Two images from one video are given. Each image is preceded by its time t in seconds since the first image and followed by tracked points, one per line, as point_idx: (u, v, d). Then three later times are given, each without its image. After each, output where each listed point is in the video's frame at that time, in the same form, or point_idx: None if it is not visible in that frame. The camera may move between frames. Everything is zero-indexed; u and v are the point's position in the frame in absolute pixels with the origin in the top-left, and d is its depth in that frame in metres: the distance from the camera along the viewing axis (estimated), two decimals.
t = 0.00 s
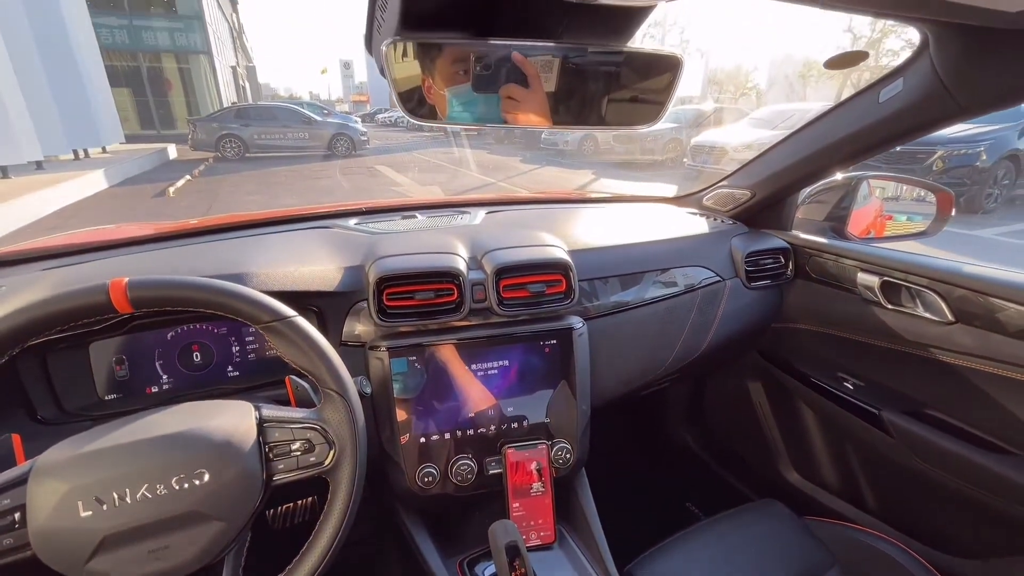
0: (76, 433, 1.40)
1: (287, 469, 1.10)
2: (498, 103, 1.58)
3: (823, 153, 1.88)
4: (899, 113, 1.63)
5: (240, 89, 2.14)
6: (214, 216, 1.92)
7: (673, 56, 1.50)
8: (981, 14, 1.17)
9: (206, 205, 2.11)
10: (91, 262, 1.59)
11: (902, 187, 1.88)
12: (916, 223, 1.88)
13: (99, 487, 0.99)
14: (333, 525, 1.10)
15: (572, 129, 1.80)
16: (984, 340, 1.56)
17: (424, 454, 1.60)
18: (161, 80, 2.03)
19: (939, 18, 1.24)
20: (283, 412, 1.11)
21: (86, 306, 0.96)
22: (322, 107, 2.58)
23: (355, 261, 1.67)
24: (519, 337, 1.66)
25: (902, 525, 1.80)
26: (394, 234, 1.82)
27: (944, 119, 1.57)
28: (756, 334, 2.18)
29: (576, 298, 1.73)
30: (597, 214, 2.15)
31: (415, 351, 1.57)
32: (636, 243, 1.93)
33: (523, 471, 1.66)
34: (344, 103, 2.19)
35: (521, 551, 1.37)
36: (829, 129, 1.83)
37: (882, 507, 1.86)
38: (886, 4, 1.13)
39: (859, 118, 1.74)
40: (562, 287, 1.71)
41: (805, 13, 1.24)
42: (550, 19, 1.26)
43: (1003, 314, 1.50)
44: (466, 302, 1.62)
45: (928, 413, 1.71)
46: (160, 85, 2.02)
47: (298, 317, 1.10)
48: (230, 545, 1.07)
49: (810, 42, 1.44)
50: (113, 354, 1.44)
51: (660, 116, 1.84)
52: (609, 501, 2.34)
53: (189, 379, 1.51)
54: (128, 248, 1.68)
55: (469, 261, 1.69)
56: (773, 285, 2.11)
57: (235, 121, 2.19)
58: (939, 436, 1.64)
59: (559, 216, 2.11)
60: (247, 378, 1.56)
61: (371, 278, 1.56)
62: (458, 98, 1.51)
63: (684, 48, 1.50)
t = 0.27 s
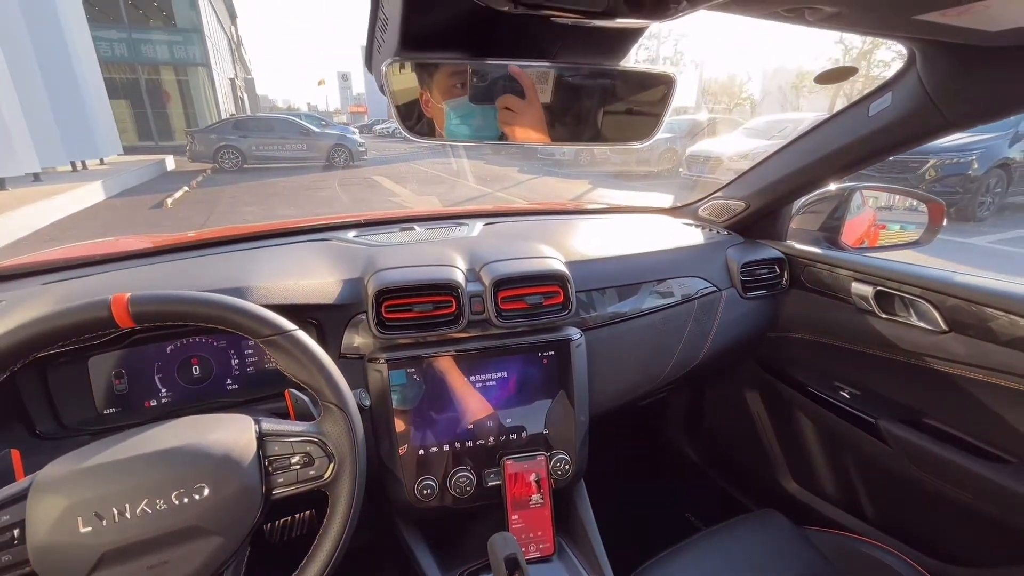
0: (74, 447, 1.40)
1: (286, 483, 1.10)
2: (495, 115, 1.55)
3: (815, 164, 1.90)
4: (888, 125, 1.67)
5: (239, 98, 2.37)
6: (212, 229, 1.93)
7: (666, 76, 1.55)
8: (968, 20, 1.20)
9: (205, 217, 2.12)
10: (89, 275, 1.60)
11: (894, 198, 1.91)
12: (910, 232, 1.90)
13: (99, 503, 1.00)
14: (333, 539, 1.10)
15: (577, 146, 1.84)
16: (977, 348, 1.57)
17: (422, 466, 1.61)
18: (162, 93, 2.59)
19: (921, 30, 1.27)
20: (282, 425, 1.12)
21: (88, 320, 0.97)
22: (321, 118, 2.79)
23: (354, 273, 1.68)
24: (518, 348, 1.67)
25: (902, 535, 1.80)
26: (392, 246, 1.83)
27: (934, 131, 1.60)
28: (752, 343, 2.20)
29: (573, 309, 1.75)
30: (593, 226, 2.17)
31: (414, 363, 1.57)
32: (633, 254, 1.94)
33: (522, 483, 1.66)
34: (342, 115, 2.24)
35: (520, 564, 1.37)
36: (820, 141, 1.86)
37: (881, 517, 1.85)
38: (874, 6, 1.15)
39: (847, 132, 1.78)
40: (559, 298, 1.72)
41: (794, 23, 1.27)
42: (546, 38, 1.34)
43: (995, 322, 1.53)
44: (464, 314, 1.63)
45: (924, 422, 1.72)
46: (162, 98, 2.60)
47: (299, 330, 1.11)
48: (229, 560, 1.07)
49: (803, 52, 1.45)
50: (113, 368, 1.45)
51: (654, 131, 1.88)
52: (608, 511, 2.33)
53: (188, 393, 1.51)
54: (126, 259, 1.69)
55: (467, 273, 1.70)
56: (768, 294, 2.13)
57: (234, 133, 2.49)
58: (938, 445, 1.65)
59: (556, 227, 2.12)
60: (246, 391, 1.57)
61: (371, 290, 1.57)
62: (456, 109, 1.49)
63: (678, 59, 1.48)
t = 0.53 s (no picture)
0: (71, 462, 1.39)
1: (286, 497, 1.10)
2: (491, 129, 1.55)
3: (808, 175, 1.92)
4: (879, 138, 1.70)
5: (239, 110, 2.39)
6: (210, 241, 1.93)
7: (663, 94, 1.60)
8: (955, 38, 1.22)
9: (203, 229, 2.13)
10: (87, 288, 1.59)
11: (887, 207, 1.92)
12: (903, 241, 1.91)
13: (97, 519, 0.99)
14: (333, 553, 1.10)
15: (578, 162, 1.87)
16: (971, 357, 1.59)
17: (422, 479, 1.61)
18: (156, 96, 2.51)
19: (909, 47, 1.30)
20: (282, 439, 1.12)
21: (89, 335, 0.97)
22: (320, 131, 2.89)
23: (353, 286, 1.68)
24: (516, 359, 1.68)
25: (901, 544, 1.80)
26: (391, 258, 1.84)
27: (924, 144, 1.63)
28: (749, 352, 2.22)
29: (571, 320, 1.76)
30: (590, 236, 2.18)
31: (413, 375, 1.58)
32: (630, 264, 1.96)
33: (522, 495, 1.67)
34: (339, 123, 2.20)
35: None
36: (814, 152, 1.88)
37: (879, 527, 1.86)
38: (861, 26, 1.17)
39: (839, 144, 1.80)
40: (558, 309, 1.73)
41: (788, 38, 1.29)
42: (544, 58, 1.38)
43: (988, 331, 1.55)
44: (463, 326, 1.64)
45: (921, 431, 1.73)
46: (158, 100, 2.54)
47: (299, 344, 1.11)
48: None
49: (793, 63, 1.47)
50: (111, 382, 1.45)
51: (652, 144, 1.91)
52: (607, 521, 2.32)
53: (186, 407, 1.51)
54: (124, 272, 1.69)
55: (465, 284, 1.71)
56: (764, 304, 2.14)
57: (232, 144, 2.67)
58: (934, 453, 1.66)
59: (554, 238, 2.14)
60: (245, 404, 1.57)
61: (370, 302, 1.58)
62: (455, 123, 1.50)
63: (672, 70, 1.50)
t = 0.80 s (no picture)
0: (68, 475, 1.39)
1: (286, 510, 1.10)
2: (490, 141, 1.52)
3: (804, 185, 1.94)
4: (873, 150, 1.72)
5: (235, 121, 2.24)
6: (208, 252, 1.93)
7: (661, 108, 1.63)
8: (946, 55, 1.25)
9: (202, 240, 2.13)
10: (85, 300, 1.59)
11: (881, 216, 1.96)
12: (898, 250, 1.92)
13: (96, 532, 0.99)
14: (333, 564, 1.10)
15: (576, 176, 1.86)
16: (966, 365, 1.60)
17: (422, 490, 1.61)
18: (156, 112, 2.04)
19: (904, 63, 1.32)
20: (281, 451, 1.12)
21: (90, 347, 0.97)
22: (316, 139, 2.54)
23: (352, 296, 1.69)
24: (516, 370, 1.69)
25: (899, 553, 1.80)
26: (390, 269, 1.84)
27: (917, 155, 1.66)
28: (746, 361, 2.23)
29: (570, 330, 1.77)
30: (588, 246, 2.19)
31: (412, 386, 1.58)
32: (628, 274, 1.97)
33: (522, 506, 1.67)
34: (338, 133, 2.13)
35: None
36: (810, 164, 1.89)
37: (879, 536, 1.86)
38: (851, 44, 1.20)
39: (834, 155, 1.82)
40: (556, 319, 1.74)
41: (786, 53, 1.32)
42: (541, 73, 1.42)
43: (984, 340, 1.56)
44: (462, 336, 1.64)
45: (919, 439, 1.74)
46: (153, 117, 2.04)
47: (299, 355, 1.11)
48: None
49: (786, 72, 1.51)
50: (109, 394, 1.44)
51: (650, 155, 1.93)
52: (607, 531, 2.31)
53: (185, 419, 1.51)
54: (122, 284, 1.68)
55: (464, 294, 1.72)
56: (761, 313, 2.15)
57: (228, 154, 2.22)
58: (931, 461, 1.67)
59: (552, 248, 2.15)
60: (243, 416, 1.57)
61: (369, 313, 1.58)
62: (452, 134, 1.46)
63: (668, 80, 1.51)
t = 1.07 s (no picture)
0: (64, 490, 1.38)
1: (283, 524, 1.10)
2: (488, 150, 1.51)
3: (799, 197, 1.95)
4: (865, 162, 1.74)
5: (233, 132, 2.27)
6: (206, 264, 1.93)
7: (656, 123, 1.64)
8: (937, 70, 1.27)
9: (200, 252, 2.13)
10: (81, 313, 1.58)
11: (875, 226, 1.95)
12: (892, 259, 1.94)
13: (91, 549, 0.98)
14: None
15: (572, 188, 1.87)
16: (960, 375, 1.62)
17: (420, 503, 1.61)
18: (154, 123, 2.05)
19: (895, 79, 1.35)
20: (279, 465, 1.12)
21: (87, 362, 0.97)
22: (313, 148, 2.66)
23: (350, 308, 1.69)
24: (513, 381, 1.69)
25: (899, 564, 1.80)
26: (388, 280, 1.85)
27: (907, 168, 1.68)
28: (743, 371, 2.24)
29: (567, 341, 1.77)
30: (585, 257, 2.20)
31: (410, 398, 1.58)
32: (625, 285, 1.98)
33: (520, 518, 1.66)
34: (335, 144, 2.13)
35: None
36: (805, 176, 1.91)
37: (880, 547, 1.85)
38: (837, 65, 1.27)
39: (828, 167, 1.84)
40: (554, 330, 1.75)
41: (783, 69, 1.36)
42: (537, 88, 1.45)
43: (978, 350, 1.58)
44: (460, 348, 1.65)
45: (916, 449, 1.74)
46: (153, 129, 2.06)
47: (297, 369, 1.11)
48: None
49: (777, 84, 1.54)
50: (104, 408, 1.44)
51: (646, 170, 1.91)
52: (606, 543, 2.29)
53: (181, 432, 1.50)
54: (119, 296, 1.68)
55: (462, 306, 1.72)
56: (757, 323, 2.16)
57: (225, 164, 2.38)
58: (929, 472, 1.68)
59: (549, 259, 2.15)
60: (240, 429, 1.56)
61: (367, 325, 1.59)
62: (451, 147, 1.47)
63: (664, 91, 1.53)
